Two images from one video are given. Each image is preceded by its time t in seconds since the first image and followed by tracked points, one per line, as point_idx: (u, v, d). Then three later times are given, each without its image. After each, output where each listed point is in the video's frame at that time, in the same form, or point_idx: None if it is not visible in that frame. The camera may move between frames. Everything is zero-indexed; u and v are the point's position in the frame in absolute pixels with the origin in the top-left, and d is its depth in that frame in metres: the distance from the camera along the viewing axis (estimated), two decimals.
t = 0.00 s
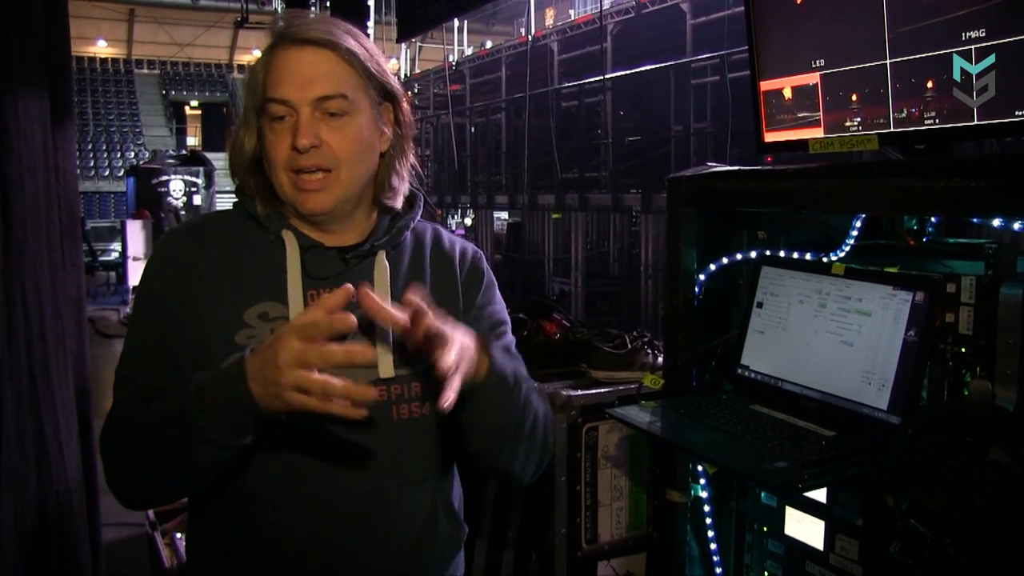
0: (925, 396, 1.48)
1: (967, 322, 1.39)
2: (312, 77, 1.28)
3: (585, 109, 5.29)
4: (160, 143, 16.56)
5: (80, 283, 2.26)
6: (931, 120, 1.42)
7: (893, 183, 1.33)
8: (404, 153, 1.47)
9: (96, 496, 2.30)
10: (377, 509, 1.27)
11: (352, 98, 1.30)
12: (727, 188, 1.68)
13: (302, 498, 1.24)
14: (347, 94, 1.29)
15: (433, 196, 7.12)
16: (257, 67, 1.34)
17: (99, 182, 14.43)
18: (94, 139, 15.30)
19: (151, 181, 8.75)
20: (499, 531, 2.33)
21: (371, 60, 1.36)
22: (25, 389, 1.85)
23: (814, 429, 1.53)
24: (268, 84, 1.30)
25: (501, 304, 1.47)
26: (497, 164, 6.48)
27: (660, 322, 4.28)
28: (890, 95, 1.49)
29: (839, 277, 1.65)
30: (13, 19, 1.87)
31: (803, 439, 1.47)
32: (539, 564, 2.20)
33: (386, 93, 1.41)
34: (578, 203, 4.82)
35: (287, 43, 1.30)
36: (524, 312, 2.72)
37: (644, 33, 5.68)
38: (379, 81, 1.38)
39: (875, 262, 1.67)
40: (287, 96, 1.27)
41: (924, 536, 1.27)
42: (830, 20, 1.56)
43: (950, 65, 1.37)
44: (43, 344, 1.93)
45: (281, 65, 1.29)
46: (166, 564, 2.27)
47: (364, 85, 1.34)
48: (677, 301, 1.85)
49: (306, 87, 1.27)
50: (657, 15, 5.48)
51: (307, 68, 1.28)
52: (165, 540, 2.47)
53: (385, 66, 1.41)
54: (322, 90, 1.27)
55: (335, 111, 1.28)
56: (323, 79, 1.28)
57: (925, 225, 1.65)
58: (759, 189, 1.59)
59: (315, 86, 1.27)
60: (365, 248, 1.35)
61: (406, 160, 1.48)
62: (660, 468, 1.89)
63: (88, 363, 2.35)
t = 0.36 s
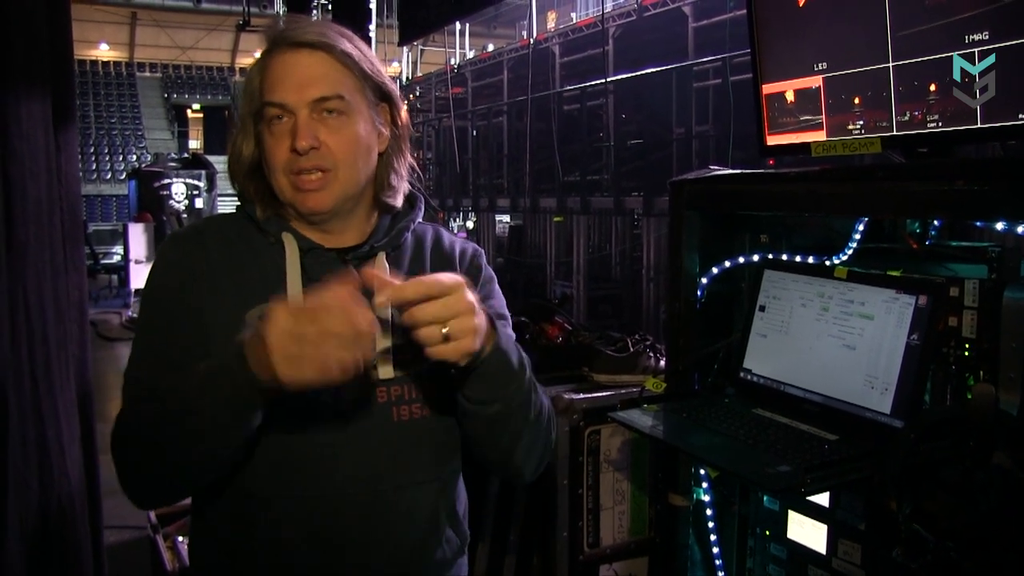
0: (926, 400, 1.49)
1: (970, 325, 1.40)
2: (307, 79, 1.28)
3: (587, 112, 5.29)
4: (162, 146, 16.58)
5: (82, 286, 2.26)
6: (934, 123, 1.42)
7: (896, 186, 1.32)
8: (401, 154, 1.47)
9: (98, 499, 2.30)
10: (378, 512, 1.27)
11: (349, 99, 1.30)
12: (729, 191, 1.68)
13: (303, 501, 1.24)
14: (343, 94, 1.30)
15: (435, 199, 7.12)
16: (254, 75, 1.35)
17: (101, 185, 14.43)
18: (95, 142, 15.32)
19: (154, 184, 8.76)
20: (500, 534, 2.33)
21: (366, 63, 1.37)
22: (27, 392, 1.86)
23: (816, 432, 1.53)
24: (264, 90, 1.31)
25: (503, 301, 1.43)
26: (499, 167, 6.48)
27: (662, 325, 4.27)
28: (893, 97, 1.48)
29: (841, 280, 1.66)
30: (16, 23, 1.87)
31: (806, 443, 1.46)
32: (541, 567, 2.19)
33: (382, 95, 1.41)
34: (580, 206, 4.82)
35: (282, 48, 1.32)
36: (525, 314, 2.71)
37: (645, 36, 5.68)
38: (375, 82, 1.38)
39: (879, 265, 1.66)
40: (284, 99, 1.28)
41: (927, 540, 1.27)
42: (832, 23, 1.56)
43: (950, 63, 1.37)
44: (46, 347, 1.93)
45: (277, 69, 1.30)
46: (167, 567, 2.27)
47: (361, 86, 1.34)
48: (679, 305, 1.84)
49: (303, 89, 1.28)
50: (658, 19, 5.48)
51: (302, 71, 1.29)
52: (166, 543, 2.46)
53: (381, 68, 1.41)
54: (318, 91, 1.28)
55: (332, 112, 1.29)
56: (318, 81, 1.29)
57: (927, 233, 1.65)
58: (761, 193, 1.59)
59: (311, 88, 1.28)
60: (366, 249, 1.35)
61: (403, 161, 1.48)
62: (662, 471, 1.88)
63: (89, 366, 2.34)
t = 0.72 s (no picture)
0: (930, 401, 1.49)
1: (974, 325, 1.39)
2: (311, 73, 1.29)
3: (590, 112, 5.29)
4: (165, 146, 16.60)
5: (86, 286, 2.26)
6: (937, 122, 1.42)
7: (898, 185, 1.32)
8: (406, 153, 1.46)
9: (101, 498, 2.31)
10: (380, 511, 1.27)
11: (352, 94, 1.30)
12: (731, 190, 1.68)
13: (305, 500, 1.24)
14: (346, 89, 1.30)
15: (438, 199, 7.12)
16: (258, 71, 1.36)
17: (104, 185, 14.45)
18: (99, 142, 15.34)
19: (157, 183, 8.77)
20: (502, 534, 2.33)
21: (371, 60, 1.37)
22: (31, 391, 1.86)
23: (817, 432, 1.53)
24: (268, 84, 1.31)
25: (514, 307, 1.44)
26: (502, 167, 6.49)
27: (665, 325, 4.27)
28: (895, 97, 1.48)
29: (844, 280, 1.65)
30: (19, 22, 1.88)
31: (807, 443, 1.46)
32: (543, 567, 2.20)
33: (387, 93, 1.41)
34: (582, 206, 4.81)
35: (287, 43, 1.32)
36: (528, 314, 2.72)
37: (649, 36, 5.68)
38: (380, 80, 1.38)
39: (883, 265, 1.68)
40: (287, 93, 1.28)
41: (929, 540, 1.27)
42: (835, 23, 1.56)
43: (950, 63, 1.38)
44: (49, 347, 1.94)
45: (281, 64, 1.30)
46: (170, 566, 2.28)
47: (365, 83, 1.34)
48: (681, 304, 1.85)
49: (306, 83, 1.28)
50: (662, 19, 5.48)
51: (306, 66, 1.29)
52: (169, 542, 2.47)
53: (386, 67, 1.42)
54: (322, 86, 1.28)
55: (335, 107, 1.29)
56: (322, 75, 1.29)
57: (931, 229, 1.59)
58: (764, 192, 1.59)
59: (315, 82, 1.28)
60: (368, 248, 1.35)
61: (408, 160, 1.47)
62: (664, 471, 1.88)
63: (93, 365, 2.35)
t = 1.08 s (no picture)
0: (931, 397, 1.47)
1: (975, 322, 1.39)
2: (319, 69, 1.29)
3: (592, 110, 5.29)
4: (167, 145, 16.61)
5: (87, 284, 2.26)
6: (939, 119, 1.42)
7: (900, 182, 1.32)
8: (409, 151, 1.47)
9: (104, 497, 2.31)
10: (381, 509, 1.27)
11: (361, 90, 1.30)
12: (733, 188, 1.67)
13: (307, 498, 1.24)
14: (355, 85, 1.30)
15: (440, 198, 7.12)
16: (264, 68, 1.36)
17: (106, 184, 14.46)
18: (100, 142, 15.35)
19: (159, 183, 8.77)
20: (505, 532, 2.33)
21: (377, 59, 1.38)
22: (33, 390, 1.86)
23: (819, 428, 1.53)
24: (276, 80, 1.31)
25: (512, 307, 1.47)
26: (503, 166, 6.48)
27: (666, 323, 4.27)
28: (897, 93, 1.48)
29: (845, 276, 1.65)
30: (20, 21, 1.88)
31: (809, 440, 1.46)
32: (546, 565, 2.20)
33: (392, 90, 1.42)
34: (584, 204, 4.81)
35: (295, 40, 1.33)
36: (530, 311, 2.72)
37: (650, 33, 5.68)
38: (385, 76, 1.39)
39: (884, 262, 1.67)
40: (296, 87, 1.28)
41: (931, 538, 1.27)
42: (837, 19, 1.56)
43: (950, 63, 1.38)
44: (50, 346, 1.94)
45: (290, 59, 1.31)
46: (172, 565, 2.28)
47: (372, 79, 1.35)
48: (683, 302, 1.85)
49: (315, 78, 1.28)
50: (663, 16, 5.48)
51: (315, 61, 1.30)
52: (171, 541, 2.47)
53: (391, 64, 1.42)
54: (332, 81, 1.29)
55: (343, 102, 1.29)
56: (331, 72, 1.29)
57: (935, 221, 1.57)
58: (766, 189, 1.59)
59: (324, 77, 1.28)
60: (372, 247, 1.35)
61: (411, 158, 1.48)
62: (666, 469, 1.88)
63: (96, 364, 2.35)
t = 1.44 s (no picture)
0: (931, 396, 1.48)
1: (975, 320, 1.39)
2: (331, 72, 1.28)
3: (592, 109, 5.29)
4: (167, 144, 16.60)
5: (88, 283, 2.26)
6: (939, 117, 1.42)
7: (900, 181, 1.32)
8: (413, 152, 1.47)
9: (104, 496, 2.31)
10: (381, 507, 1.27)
11: (372, 93, 1.31)
12: (732, 187, 1.67)
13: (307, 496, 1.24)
14: (367, 88, 1.30)
15: (440, 197, 7.11)
16: (272, 59, 1.34)
17: (106, 183, 14.46)
18: (100, 141, 15.34)
19: (159, 182, 8.77)
20: (504, 531, 2.33)
21: (388, 55, 1.37)
22: (32, 389, 1.86)
23: (819, 427, 1.53)
24: (285, 76, 1.30)
25: (513, 317, 1.50)
26: (504, 164, 6.48)
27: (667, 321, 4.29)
28: (897, 92, 1.48)
29: (847, 275, 1.65)
30: (19, 20, 1.87)
31: (808, 438, 1.46)
32: (546, 564, 2.19)
33: (400, 91, 1.40)
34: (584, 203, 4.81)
35: (307, 35, 1.31)
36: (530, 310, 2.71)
37: (651, 32, 5.68)
38: (394, 79, 1.38)
39: (886, 261, 1.68)
40: (307, 88, 1.27)
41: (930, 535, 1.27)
42: (837, 18, 1.56)
43: (950, 63, 1.38)
44: (50, 345, 1.94)
45: (301, 56, 1.29)
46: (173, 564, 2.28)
47: (382, 82, 1.34)
48: (683, 300, 1.85)
49: (327, 79, 1.28)
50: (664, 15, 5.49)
51: (327, 60, 1.28)
52: (172, 540, 2.47)
53: (400, 64, 1.41)
54: (344, 83, 1.28)
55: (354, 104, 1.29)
56: (344, 73, 1.29)
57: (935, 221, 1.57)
58: (765, 187, 1.59)
59: (336, 78, 1.28)
60: (373, 247, 1.35)
61: (414, 158, 1.48)
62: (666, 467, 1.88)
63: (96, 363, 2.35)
